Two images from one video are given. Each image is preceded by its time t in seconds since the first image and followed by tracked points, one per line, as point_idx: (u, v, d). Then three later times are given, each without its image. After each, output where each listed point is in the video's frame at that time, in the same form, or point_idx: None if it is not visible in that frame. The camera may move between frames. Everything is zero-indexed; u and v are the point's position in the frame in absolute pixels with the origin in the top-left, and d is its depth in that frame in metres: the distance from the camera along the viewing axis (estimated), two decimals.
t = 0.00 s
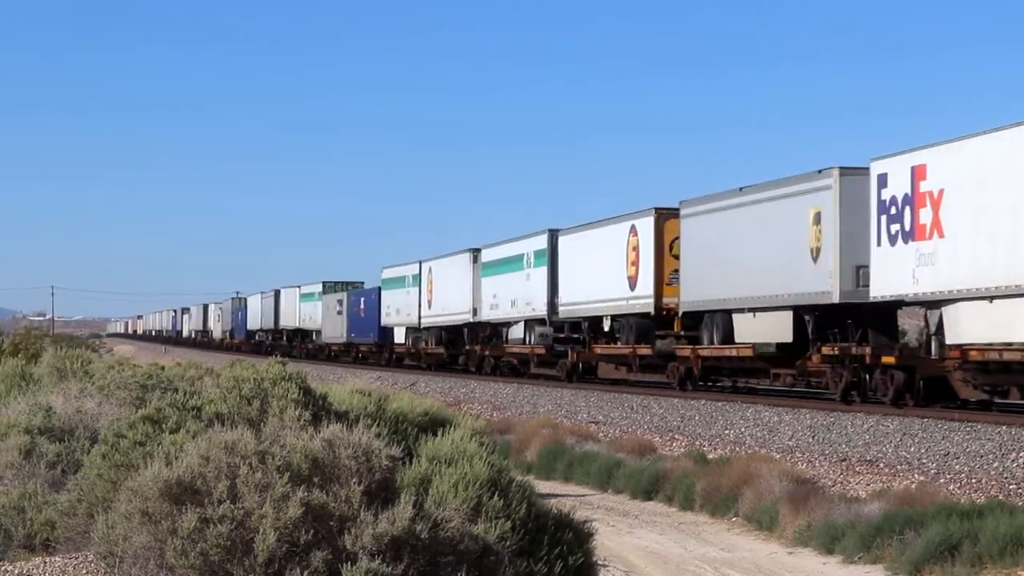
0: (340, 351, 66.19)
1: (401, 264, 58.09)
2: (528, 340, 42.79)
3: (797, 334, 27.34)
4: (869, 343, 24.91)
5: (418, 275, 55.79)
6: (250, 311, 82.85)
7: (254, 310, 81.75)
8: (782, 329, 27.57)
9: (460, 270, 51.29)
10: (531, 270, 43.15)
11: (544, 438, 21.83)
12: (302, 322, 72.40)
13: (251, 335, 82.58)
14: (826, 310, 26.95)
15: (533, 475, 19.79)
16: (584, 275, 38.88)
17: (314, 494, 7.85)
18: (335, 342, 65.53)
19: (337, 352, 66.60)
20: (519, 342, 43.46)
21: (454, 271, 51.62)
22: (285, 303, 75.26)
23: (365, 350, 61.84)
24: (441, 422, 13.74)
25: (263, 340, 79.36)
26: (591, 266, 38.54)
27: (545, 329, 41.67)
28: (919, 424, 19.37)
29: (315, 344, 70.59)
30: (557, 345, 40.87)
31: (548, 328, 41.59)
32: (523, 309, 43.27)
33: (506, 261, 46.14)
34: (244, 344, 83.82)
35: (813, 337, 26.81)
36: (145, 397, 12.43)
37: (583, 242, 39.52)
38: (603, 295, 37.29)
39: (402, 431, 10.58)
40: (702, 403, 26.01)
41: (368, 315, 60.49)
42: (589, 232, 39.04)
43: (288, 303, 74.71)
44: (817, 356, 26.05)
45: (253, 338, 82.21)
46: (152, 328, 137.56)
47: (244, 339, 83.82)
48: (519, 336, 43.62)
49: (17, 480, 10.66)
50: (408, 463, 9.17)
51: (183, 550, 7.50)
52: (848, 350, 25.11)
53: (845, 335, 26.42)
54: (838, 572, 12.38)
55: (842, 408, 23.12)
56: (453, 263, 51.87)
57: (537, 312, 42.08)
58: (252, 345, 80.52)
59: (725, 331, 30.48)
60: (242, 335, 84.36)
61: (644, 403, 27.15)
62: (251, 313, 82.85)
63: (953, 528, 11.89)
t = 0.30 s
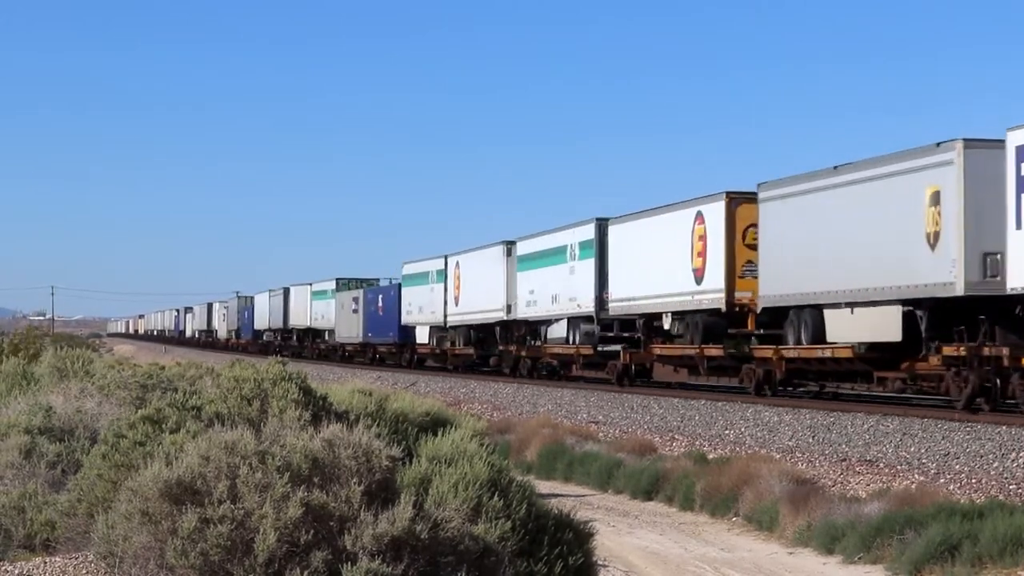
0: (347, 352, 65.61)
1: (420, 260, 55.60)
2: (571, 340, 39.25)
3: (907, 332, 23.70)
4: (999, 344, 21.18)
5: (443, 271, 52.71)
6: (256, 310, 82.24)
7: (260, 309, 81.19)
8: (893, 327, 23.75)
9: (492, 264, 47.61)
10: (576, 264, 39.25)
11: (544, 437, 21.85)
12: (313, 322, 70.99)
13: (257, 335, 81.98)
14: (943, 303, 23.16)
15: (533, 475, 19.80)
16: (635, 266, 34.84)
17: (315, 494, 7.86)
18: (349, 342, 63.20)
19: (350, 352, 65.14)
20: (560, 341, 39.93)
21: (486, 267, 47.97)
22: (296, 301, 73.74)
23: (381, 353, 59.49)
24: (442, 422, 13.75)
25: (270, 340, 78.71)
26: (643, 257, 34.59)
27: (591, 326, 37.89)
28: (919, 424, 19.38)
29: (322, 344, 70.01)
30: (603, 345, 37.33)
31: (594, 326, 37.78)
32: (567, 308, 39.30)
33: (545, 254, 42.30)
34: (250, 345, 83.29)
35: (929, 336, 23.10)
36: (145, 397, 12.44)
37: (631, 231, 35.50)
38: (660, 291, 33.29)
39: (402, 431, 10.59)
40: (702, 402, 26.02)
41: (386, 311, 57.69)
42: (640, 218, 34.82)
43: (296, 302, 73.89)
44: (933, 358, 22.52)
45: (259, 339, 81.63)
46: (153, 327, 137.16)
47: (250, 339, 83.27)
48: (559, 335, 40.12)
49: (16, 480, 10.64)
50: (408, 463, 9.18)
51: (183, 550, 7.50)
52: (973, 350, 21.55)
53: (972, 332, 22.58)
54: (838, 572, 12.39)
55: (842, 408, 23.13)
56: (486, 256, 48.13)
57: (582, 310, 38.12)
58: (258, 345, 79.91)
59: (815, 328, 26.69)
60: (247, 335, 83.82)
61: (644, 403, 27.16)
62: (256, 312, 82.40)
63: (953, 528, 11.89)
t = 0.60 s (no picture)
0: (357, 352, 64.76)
1: (444, 255, 53.41)
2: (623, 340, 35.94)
3: None
4: None
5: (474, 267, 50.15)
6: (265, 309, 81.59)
7: (268, 308, 80.65)
8: None
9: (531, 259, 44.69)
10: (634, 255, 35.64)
11: (544, 438, 21.84)
12: (326, 321, 69.86)
13: (265, 335, 81.46)
14: None
15: (533, 475, 19.80)
16: (704, 257, 31.58)
17: (315, 494, 7.86)
18: (368, 341, 61.17)
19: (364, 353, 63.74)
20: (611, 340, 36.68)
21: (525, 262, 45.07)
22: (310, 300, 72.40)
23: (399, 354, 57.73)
24: (442, 422, 13.76)
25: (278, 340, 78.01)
26: (711, 247, 31.25)
27: (648, 325, 34.24)
28: (919, 424, 19.37)
29: (331, 343, 69.33)
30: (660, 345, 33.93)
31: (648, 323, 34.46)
32: (622, 304, 35.92)
33: (591, 245, 39.00)
34: (257, 345, 82.81)
35: None
36: (145, 397, 12.44)
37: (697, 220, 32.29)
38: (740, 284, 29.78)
39: (402, 432, 10.59)
40: (702, 402, 26.03)
41: (410, 309, 55.36)
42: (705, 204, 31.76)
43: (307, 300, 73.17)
44: None
45: (267, 339, 81.12)
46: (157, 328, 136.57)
47: (257, 339, 82.79)
48: (610, 335, 36.91)
49: (16, 480, 10.63)
50: (408, 463, 9.18)
51: (183, 550, 7.50)
52: None
53: None
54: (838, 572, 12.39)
55: (842, 407, 23.12)
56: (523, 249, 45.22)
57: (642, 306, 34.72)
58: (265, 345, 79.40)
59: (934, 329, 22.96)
60: (254, 335, 83.36)
61: (644, 403, 27.16)
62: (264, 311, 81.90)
63: (953, 528, 11.89)
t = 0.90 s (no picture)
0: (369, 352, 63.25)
1: (472, 250, 50.71)
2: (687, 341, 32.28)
3: None
4: None
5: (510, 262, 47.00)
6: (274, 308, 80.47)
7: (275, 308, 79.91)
8: None
9: (577, 251, 41.12)
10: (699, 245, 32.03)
11: (544, 438, 21.85)
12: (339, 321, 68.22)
13: (273, 336, 80.59)
14: None
15: (533, 475, 19.80)
16: (785, 243, 28.23)
17: (315, 494, 7.86)
18: (389, 341, 58.65)
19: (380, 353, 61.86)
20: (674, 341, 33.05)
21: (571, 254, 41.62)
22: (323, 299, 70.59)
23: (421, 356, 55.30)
24: (442, 422, 13.77)
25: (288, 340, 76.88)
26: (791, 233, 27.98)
27: (717, 325, 30.76)
28: (919, 424, 19.37)
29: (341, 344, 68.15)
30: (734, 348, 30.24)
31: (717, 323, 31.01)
32: (686, 299, 32.45)
33: (647, 236, 35.56)
34: (263, 345, 82.13)
35: None
36: (145, 397, 12.44)
37: (770, 205, 29.10)
38: (820, 277, 26.74)
39: (402, 432, 10.60)
40: (702, 402, 26.04)
41: (434, 308, 53.08)
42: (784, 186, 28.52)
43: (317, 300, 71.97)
44: None
45: (275, 339, 80.24)
46: (161, 328, 135.93)
47: (264, 339, 82.00)
48: (672, 335, 33.22)
49: (17, 480, 10.63)
50: (408, 463, 9.18)
51: (183, 550, 7.50)
52: None
53: None
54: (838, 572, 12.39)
55: (842, 407, 23.09)
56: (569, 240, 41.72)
57: (708, 302, 31.21)
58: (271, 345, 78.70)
59: None
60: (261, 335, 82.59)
61: (644, 403, 27.16)
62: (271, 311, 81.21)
63: (953, 528, 11.89)
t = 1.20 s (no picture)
0: (383, 352, 61.17)
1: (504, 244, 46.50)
2: (770, 341, 27.34)
3: None
4: None
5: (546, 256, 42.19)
6: (284, 307, 78.73)
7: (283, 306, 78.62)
8: None
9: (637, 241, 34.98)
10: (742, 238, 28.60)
11: (544, 437, 21.84)
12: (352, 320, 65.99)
13: (281, 336, 79.43)
14: None
15: (533, 475, 19.80)
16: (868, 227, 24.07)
17: (315, 494, 7.86)
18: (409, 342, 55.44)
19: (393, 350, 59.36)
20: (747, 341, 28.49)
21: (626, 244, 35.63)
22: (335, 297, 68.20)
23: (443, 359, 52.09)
24: (442, 422, 13.76)
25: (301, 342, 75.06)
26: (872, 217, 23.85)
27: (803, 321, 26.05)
28: (919, 424, 19.36)
29: (354, 344, 66.28)
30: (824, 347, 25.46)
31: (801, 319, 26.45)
32: (765, 295, 27.27)
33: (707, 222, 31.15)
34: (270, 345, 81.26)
35: None
36: (145, 398, 12.45)
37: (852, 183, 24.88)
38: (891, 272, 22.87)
39: (402, 432, 10.59)
40: (702, 402, 26.03)
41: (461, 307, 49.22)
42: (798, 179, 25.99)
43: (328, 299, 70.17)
44: None
45: (283, 340, 79.01)
46: (163, 327, 135.11)
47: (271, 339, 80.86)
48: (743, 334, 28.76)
49: (17, 480, 10.63)
50: (408, 463, 9.17)
51: (183, 550, 7.49)
52: None
53: None
54: (838, 572, 12.39)
55: (844, 407, 23.04)
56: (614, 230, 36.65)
57: (795, 300, 25.97)
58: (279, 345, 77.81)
59: None
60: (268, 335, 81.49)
61: (644, 403, 27.14)
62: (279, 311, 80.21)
63: (953, 528, 11.88)
